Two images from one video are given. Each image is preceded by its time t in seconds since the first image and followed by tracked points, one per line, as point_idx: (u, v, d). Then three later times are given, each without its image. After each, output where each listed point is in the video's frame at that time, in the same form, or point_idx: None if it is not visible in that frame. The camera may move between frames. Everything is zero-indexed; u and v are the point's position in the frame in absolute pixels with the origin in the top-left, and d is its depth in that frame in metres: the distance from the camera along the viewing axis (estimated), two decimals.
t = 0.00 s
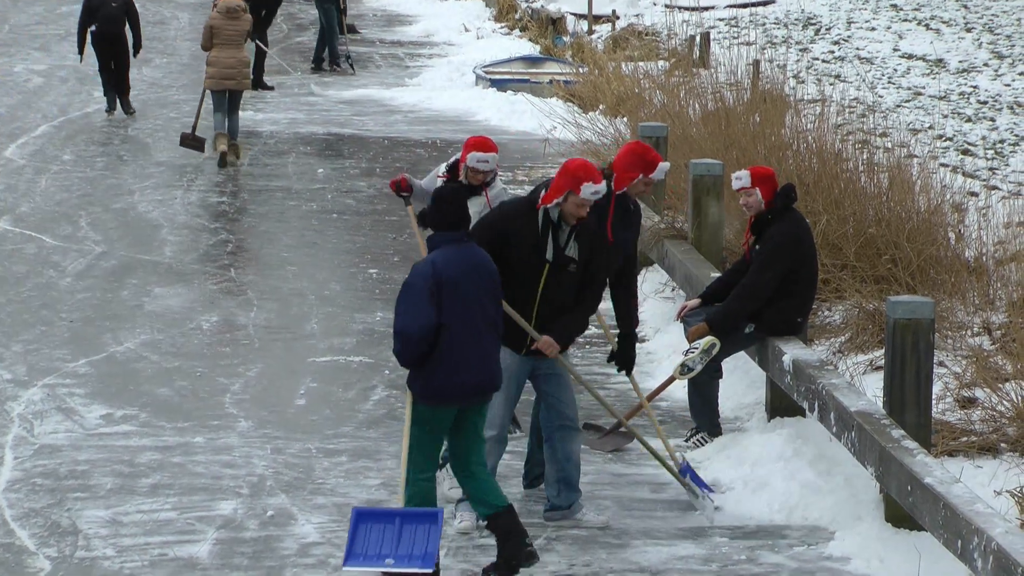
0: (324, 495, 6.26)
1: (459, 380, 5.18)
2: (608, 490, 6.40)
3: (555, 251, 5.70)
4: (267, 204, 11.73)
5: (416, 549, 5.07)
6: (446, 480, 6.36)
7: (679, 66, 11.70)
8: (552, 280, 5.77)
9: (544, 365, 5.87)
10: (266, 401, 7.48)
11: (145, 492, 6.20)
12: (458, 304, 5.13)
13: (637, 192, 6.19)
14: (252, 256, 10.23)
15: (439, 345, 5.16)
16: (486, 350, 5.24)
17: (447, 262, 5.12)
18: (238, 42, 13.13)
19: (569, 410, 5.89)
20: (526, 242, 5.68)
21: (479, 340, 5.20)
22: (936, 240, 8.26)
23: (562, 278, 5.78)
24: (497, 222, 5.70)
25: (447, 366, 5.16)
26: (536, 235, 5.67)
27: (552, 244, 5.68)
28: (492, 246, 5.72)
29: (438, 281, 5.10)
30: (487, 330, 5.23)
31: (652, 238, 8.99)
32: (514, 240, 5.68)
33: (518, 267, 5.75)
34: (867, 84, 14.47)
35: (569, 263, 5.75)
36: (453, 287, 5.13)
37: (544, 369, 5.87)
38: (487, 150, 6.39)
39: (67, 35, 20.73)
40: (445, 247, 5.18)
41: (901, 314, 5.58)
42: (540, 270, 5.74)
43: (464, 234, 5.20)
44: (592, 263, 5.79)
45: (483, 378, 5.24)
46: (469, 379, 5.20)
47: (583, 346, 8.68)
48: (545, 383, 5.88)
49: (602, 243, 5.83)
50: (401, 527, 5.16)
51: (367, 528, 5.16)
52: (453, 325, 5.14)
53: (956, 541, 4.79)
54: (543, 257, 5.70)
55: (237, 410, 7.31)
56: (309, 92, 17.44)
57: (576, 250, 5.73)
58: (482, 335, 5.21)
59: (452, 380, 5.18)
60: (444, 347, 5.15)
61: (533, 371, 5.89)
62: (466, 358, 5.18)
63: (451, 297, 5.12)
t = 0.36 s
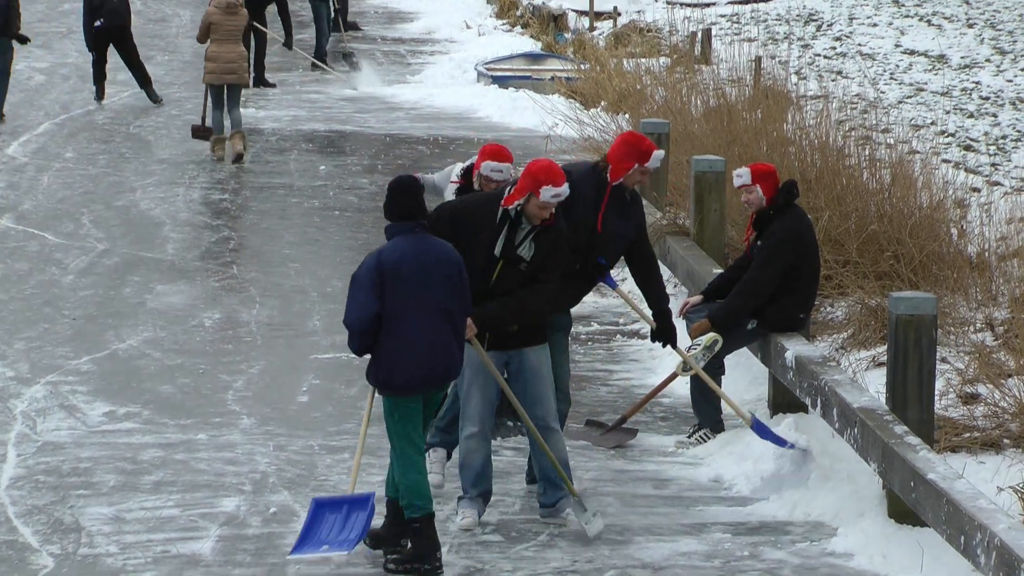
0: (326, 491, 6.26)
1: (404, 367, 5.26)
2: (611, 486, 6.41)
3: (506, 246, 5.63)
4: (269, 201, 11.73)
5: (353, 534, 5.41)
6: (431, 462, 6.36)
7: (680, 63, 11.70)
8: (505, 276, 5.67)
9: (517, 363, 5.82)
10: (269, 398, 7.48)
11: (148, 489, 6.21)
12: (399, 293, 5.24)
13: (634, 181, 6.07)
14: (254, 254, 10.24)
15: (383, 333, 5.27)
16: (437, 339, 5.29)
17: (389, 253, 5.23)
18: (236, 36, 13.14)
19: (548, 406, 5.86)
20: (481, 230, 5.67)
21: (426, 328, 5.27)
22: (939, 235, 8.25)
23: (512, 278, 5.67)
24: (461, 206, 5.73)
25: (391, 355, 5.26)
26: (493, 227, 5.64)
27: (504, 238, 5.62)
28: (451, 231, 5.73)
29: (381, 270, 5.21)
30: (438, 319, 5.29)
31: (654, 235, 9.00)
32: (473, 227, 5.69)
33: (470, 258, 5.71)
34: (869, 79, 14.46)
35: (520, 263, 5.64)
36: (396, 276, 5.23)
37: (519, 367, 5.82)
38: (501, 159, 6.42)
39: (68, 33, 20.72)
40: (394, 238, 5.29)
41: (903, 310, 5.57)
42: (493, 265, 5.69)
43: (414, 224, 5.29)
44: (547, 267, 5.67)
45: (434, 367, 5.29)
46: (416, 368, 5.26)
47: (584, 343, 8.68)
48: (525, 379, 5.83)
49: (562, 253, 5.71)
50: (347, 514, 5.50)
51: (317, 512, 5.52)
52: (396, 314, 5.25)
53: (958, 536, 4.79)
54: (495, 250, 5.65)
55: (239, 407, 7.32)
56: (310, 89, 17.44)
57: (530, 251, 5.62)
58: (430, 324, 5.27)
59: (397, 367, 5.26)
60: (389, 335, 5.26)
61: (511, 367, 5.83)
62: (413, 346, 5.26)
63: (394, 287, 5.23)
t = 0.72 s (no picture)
0: (332, 485, 6.27)
1: (388, 352, 5.32)
2: (616, 480, 6.41)
3: (527, 252, 5.58)
4: (274, 194, 11.73)
5: (285, 514, 5.50)
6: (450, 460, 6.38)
7: (686, 57, 11.71)
8: (524, 280, 5.64)
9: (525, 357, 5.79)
10: (275, 392, 7.49)
11: (153, 483, 6.22)
12: (385, 279, 5.32)
13: (620, 157, 6.17)
14: (259, 247, 10.25)
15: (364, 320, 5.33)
16: (415, 327, 5.41)
17: (376, 239, 5.32)
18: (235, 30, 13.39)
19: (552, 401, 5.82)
20: (501, 234, 5.61)
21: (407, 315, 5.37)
22: (944, 230, 8.24)
23: (533, 282, 5.65)
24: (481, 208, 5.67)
25: (376, 339, 5.32)
26: (513, 231, 5.58)
27: (525, 244, 5.57)
28: (470, 237, 5.67)
29: (365, 255, 5.30)
30: (415, 308, 5.41)
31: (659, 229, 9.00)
32: (494, 232, 5.63)
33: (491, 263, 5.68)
34: (875, 74, 14.45)
35: (541, 267, 5.61)
36: (380, 263, 5.32)
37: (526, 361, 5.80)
38: (490, 154, 6.49)
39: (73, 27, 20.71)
40: (376, 226, 5.39)
41: (908, 304, 5.55)
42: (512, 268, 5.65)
43: (397, 213, 5.41)
44: (569, 271, 5.64)
45: (413, 354, 5.39)
46: (398, 353, 5.35)
47: (589, 337, 8.68)
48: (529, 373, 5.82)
49: (585, 256, 5.66)
50: (282, 489, 5.59)
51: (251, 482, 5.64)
52: (380, 300, 5.32)
53: (964, 531, 4.78)
54: (515, 255, 5.60)
55: (244, 401, 7.33)
56: (316, 83, 17.43)
57: (550, 256, 5.59)
58: (411, 311, 5.38)
59: (379, 352, 5.32)
60: (371, 320, 5.33)
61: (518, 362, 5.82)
62: (395, 332, 5.34)
63: (378, 273, 5.32)
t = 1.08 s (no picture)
0: (336, 479, 6.27)
1: (362, 341, 5.39)
2: (620, 474, 6.41)
3: (575, 248, 5.58)
4: (279, 188, 11.74)
5: (248, 501, 5.62)
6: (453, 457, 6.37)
7: (690, 51, 11.71)
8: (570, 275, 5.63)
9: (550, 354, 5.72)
10: (279, 386, 7.49)
11: (158, 477, 6.22)
12: (353, 267, 5.39)
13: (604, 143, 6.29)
14: (263, 241, 10.25)
15: (334, 310, 5.39)
16: (388, 315, 5.46)
17: (342, 229, 5.40)
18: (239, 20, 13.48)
19: (570, 404, 5.74)
20: (546, 237, 5.57)
21: (380, 305, 5.43)
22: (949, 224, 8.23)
23: (583, 277, 5.66)
24: (516, 211, 5.60)
25: (348, 330, 5.38)
26: (558, 231, 5.55)
27: (572, 240, 5.56)
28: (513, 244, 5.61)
29: (331, 246, 5.37)
30: (389, 297, 5.46)
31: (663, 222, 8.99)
32: (536, 235, 5.57)
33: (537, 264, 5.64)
34: (880, 67, 14.42)
35: (589, 262, 5.62)
36: (347, 252, 5.39)
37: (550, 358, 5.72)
38: (487, 144, 6.51)
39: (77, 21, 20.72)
40: (343, 217, 5.47)
41: (913, 298, 5.55)
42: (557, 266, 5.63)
43: (363, 203, 5.50)
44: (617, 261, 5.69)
45: (388, 342, 5.44)
46: (370, 342, 5.40)
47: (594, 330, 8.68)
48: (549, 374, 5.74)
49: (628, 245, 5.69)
50: (247, 478, 5.71)
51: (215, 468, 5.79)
52: (349, 291, 5.39)
53: (969, 524, 4.78)
54: (563, 254, 5.59)
55: (249, 395, 7.33)
56: (320, 77, 17.43)
57: (597, 250, 5.61)
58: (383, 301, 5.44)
59: (351, 342, 5.39)
60: (343, 311, 5.38)
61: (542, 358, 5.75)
62: (367, 321, 5.40)
63: (345, 262, 5.38)
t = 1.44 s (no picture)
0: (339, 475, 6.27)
1: (307, 331, 5.46)
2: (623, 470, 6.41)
3: (569, 215, 5.54)
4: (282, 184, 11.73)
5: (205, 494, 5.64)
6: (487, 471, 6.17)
7: (693, 47, 11.71)
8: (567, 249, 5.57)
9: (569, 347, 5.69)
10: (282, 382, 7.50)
11: (160, 473, 6.23)
12: (294, 260, 5.46)
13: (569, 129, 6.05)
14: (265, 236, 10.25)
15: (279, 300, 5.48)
16: (334, 305, 5.52)
17: (285, 220, 5.46)
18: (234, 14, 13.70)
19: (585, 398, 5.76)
20: (542, 200, 5.58)
21: (325, 295, 5.50)
22: (951, 219, 8.22)
23: (577, 252, 5.57)
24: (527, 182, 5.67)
25: (293, 319, 5.46)
26: (555, 196, 5.56)
27: (567, 205, 5.54)
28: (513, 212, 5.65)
29: (273, 238, 5.44)
30: (335, 287, 5.52)
31: (667, 219, 8.99)
32: (534, 196, 5.60)
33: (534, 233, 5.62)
34: (882, 62, 14.39)
35: (583, 234, 5.55)
36: (289, 244, 5.46)
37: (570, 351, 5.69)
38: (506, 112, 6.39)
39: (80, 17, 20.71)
40: (289, 207, 5.54)
41: (916, 293, 5.55)
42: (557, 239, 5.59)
43: (311, 194, 5.56)
44: (612, 240, 5.57)
45: (334, 331, 5.50)
46: (315, 331, 5.47)
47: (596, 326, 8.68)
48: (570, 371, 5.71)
49: (628, 227, 5.60)
50: (213, 471, 5.71)
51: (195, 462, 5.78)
52: (293, 281, 5.47)
53: (971, 519, 4.77)
54: (556, 220, 5.56)
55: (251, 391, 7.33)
56: (323, 73, 17.43)
57: (593, 221, 5.54)
58: (328, 290, 5.51)
59: (297, 333, 5.46)
60: (287, 300, 5.47)
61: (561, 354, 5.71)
62: (312, 311, 5.48)
63: (287, 254, 5.45)
